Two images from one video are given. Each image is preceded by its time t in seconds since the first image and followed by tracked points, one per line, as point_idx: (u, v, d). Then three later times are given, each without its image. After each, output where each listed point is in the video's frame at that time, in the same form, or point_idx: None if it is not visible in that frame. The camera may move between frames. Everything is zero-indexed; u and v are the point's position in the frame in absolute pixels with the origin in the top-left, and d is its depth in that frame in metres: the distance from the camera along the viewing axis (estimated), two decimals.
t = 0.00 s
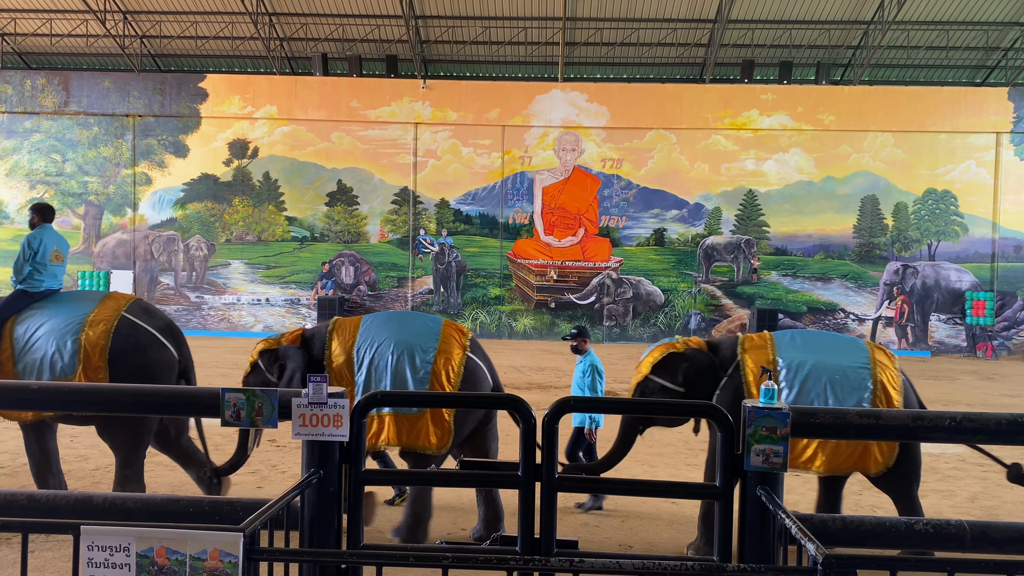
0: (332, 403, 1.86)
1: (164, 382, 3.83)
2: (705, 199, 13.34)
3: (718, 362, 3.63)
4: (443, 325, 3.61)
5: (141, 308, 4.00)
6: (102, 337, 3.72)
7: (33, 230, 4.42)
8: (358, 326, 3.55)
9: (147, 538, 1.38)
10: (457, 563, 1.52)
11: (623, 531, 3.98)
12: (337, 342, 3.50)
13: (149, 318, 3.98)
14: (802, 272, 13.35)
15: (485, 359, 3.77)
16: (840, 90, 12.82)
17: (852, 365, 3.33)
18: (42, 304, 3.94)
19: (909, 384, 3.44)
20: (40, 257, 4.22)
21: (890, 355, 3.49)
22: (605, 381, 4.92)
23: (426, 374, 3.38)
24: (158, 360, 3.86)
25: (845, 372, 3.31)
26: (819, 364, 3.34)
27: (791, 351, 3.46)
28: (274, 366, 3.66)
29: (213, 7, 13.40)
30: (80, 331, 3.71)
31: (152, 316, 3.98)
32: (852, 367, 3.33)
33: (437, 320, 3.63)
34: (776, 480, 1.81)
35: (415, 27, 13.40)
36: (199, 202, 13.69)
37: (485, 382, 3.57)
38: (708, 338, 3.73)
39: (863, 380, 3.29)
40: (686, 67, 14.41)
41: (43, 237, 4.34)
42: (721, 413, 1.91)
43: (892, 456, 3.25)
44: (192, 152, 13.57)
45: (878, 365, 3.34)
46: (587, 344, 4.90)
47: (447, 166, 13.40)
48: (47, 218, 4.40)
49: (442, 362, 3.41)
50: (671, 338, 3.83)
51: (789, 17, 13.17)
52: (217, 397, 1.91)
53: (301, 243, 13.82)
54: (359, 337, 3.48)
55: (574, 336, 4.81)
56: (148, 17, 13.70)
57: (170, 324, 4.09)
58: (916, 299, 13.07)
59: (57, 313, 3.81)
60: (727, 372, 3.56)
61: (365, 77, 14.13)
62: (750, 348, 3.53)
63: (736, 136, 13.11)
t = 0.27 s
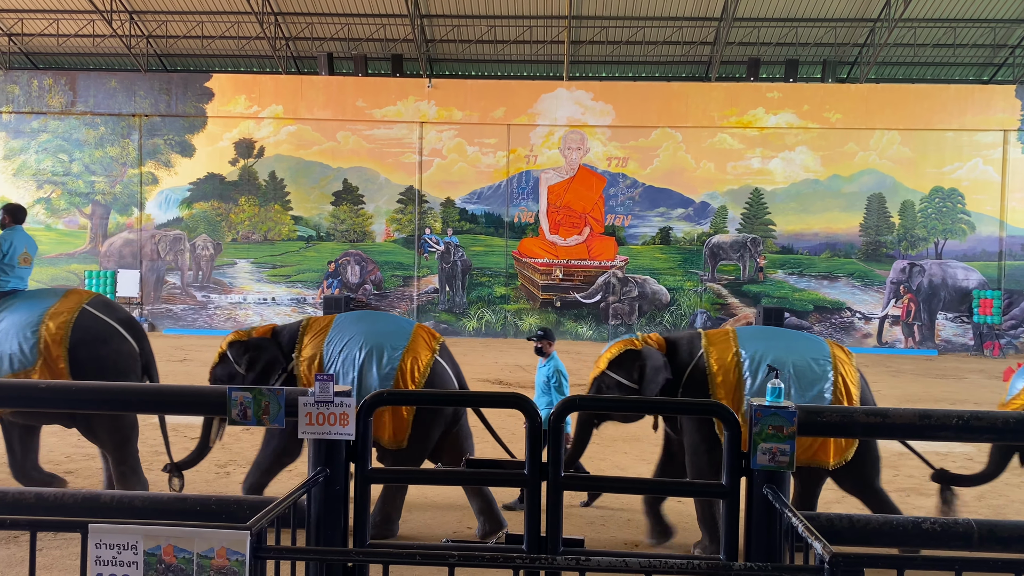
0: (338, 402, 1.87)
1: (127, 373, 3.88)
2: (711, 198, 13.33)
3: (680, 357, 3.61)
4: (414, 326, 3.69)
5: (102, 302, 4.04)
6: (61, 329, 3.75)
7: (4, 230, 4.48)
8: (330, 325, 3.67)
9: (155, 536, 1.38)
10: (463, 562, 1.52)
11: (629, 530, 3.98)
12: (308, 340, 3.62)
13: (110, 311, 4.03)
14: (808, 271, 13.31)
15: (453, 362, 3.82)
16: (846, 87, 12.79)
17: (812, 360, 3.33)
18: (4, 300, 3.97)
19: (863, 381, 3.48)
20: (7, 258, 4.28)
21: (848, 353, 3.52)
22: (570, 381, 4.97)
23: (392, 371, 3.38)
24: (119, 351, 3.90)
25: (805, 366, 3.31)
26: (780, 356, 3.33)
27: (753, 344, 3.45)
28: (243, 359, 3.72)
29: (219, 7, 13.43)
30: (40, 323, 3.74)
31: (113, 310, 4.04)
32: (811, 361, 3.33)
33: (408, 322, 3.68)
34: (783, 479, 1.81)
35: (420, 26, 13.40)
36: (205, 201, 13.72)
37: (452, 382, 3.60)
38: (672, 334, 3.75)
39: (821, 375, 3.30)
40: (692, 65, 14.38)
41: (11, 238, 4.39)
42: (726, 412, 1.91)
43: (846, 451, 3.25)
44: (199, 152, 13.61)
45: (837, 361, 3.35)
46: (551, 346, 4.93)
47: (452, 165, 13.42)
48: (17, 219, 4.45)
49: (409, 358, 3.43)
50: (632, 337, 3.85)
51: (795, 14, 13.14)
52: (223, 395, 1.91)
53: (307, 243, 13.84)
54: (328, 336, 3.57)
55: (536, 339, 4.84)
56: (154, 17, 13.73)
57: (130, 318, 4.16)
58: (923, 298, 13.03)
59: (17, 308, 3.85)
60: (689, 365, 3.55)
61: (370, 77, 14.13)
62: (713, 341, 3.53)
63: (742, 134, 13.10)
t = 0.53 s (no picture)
0: (344, 401, 1.87)
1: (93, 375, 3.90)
2: (717, 197, 13.30)
3: (641, 353, 3.57)
4: (376, 322, 3.72)
5: (70, 304, 4.06)
6: (23, 333, 3.75)
7: None
8: (293, 325, 3.70)
9: (162, 536, 1.38)
10: (469, 561, 1.52)
11: (635, 530, 3.98)
12: (273, 336, 3.66)
13: (77, 314, 4.04)
14: (814, 270, 13.27)
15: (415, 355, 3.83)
16: (852, 86, 12.74)
17: (768, 357, 3.33)
18: None
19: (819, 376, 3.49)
20: None
21: (802, 349, 3.53)
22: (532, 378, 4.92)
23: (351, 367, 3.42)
24: (86, 354, 3.92)
25: (762, 363, 3.30)
26: (736, 356, 3.32)
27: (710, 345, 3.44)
28: (210, 353, 3.76)
29: (224, 7, 13.46)
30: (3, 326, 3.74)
31: (81, 313, 4.05)
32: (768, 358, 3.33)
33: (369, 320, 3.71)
34: (789, 479, 1.80)
35: (425, 25, 13.42)
36: (211, 201, 13.76)
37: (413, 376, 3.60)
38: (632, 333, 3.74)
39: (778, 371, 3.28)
40: (697, 64, 14.34)
41: None
42: (732, 411, 1.90)
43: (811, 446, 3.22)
44: (205, 152, 13.64)
45: (792, 357, 3.36)
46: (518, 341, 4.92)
47: (457, 165, 13.42)
48: None
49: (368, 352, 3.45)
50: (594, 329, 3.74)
51: (801, 13, 13.11)
52: (230, 395, 1.92)
53: (312, 242, 13.83)
54: (293, 334, 3.61)
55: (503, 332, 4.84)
56: (160, 17, 13.77)
57: (99, 322, 4.16)
58: (930, 297, 12.99)
59: None
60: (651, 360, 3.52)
61: (375, 76, 14.14)
62: (670, 343, 3.51)
63: (747, 133, 13.08)
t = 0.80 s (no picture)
0: (351, 400, 1.87)
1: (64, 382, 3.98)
2: (724, 195, 13.28)
3: (599, 353, 3.63)
4: (335, 320, 3.78)
5: (46, 306, 4.08)
6: None
7: None
8: (253, 323, 3.75)
9: (170, 534, 1.39)
10: (476, 560, 1.52)
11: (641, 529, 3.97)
12: (233, 334, 3.71)
13: (52, 318, 4.07)
14: (821, 268, 13.23)
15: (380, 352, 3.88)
16: (859, 84, 12.70)
17: (723, 354, 3.32)
18: None
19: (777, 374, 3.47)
20: None
21: (764, 346, 3.50)
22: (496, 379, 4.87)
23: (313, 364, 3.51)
24: (59, 360, 3.99)
25: (716, 360, 3.30)
26: (691, 349, 3.34)
27: (667, 339, 3.46)
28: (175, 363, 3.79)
29: (231, 7, 13.50)
30: None
31: (57, 317, 4.08)
32: (724, 356, 3.32)
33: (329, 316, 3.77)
34: (796, 478, 1.80)
35: (431, 25, 13.43)
36: (218, 201, 13.79)
37: (376, 370, 3.70)
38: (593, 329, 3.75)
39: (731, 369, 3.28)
40: (704, 62, 14.31)
41: None
42: (739, 410, 1.90)
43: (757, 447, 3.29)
44: (211, 152, 13.68)
45: (749, 355, 3.33)
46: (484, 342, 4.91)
47: (463, 164, 13.44)
48: None
49: (328, 349, 3.54)
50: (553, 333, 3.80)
51: (808, 11, 13.07)
52: (237, 394, 1.92)
53: (319, 242, 13.87)
54: (253, 331, 3.67)
55: (468, 333, 4.83)
56: (167, 17, 13.81)
57: (74, 325, 4.21)
58: (938, 296, 12.96)
59: None
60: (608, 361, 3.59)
61: (382, 76, 14.15)
62: (628, 336, 3.53)
63: (754, 131, 13.05)
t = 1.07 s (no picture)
0: (357, 400, 1.86)
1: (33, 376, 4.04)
2: (729, 195, 13.27)
3: (565, 346, 3.61)
4: (307, 323, 3.82)
5: (13, 300, 4.13)
6: None
7: None
8: (228, 324, 3.83)
9: (178, 533, 1.39)
10: (483, 560, 1.52)
11: (647, 529, 3.97)
12: (204, 336, 3.78)
13: (19, 312, 4.13)
14: (828, 267, 13.20)
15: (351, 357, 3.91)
16: (865, 82, 12.65)
17: (685, 357, 3.32)
18: None
19: (740, 376, 3.45)
20: None
21: (728, 349, 3.49)
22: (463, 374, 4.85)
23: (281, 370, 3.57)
24: (24, 354, 4.04)
25: (676, 363, 3.29)
26: (652, 352, 3.33)
27: (630, 341, 3.45)
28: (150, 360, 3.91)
29: (237, 8, 13.53)
30: None
31: (23, 311, 4.14)
32: (685, 358, 3.32)
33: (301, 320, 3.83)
34: (803, 477, 1.79)
35: (436, 25, 13.43)
36: (224, 201, 13.76)
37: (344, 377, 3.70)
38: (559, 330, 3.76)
39: (692, 372, 3.28)
40: (709, 61, 14.28)
41: None
42: (745, 409, 1.89)
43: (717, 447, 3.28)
44: (217, 152, 13.70)
45: (711, 357, 3.33)
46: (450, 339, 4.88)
47: (468, 164, 13.43)
48: None
49: (297, 357, 3.59)
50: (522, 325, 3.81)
51: (814, 9, 13.03)
52: (243, 393, 1.91)
53: (325, 242, 13.89)
54: (227, 333, 3.74)
55: (434, 329, 4.80)
56: (173, 18, 13.84)
57: (42, 318, 4.26)
58: (945, 295, 12.93)
59: None
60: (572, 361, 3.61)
61: (387, 76, 14.15)
62: (592, 338, 3.54)
63: (760, 130, 13.04)
